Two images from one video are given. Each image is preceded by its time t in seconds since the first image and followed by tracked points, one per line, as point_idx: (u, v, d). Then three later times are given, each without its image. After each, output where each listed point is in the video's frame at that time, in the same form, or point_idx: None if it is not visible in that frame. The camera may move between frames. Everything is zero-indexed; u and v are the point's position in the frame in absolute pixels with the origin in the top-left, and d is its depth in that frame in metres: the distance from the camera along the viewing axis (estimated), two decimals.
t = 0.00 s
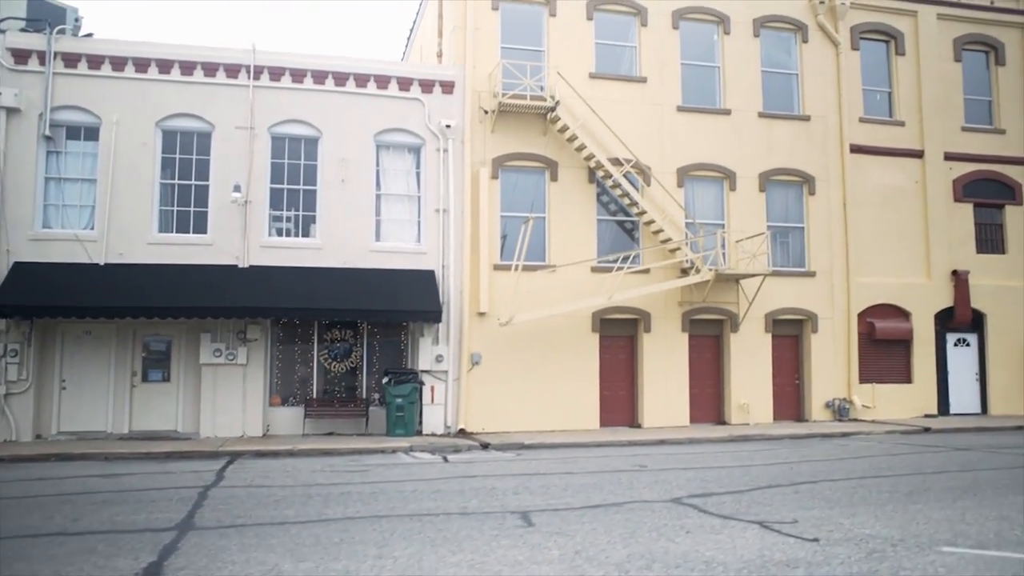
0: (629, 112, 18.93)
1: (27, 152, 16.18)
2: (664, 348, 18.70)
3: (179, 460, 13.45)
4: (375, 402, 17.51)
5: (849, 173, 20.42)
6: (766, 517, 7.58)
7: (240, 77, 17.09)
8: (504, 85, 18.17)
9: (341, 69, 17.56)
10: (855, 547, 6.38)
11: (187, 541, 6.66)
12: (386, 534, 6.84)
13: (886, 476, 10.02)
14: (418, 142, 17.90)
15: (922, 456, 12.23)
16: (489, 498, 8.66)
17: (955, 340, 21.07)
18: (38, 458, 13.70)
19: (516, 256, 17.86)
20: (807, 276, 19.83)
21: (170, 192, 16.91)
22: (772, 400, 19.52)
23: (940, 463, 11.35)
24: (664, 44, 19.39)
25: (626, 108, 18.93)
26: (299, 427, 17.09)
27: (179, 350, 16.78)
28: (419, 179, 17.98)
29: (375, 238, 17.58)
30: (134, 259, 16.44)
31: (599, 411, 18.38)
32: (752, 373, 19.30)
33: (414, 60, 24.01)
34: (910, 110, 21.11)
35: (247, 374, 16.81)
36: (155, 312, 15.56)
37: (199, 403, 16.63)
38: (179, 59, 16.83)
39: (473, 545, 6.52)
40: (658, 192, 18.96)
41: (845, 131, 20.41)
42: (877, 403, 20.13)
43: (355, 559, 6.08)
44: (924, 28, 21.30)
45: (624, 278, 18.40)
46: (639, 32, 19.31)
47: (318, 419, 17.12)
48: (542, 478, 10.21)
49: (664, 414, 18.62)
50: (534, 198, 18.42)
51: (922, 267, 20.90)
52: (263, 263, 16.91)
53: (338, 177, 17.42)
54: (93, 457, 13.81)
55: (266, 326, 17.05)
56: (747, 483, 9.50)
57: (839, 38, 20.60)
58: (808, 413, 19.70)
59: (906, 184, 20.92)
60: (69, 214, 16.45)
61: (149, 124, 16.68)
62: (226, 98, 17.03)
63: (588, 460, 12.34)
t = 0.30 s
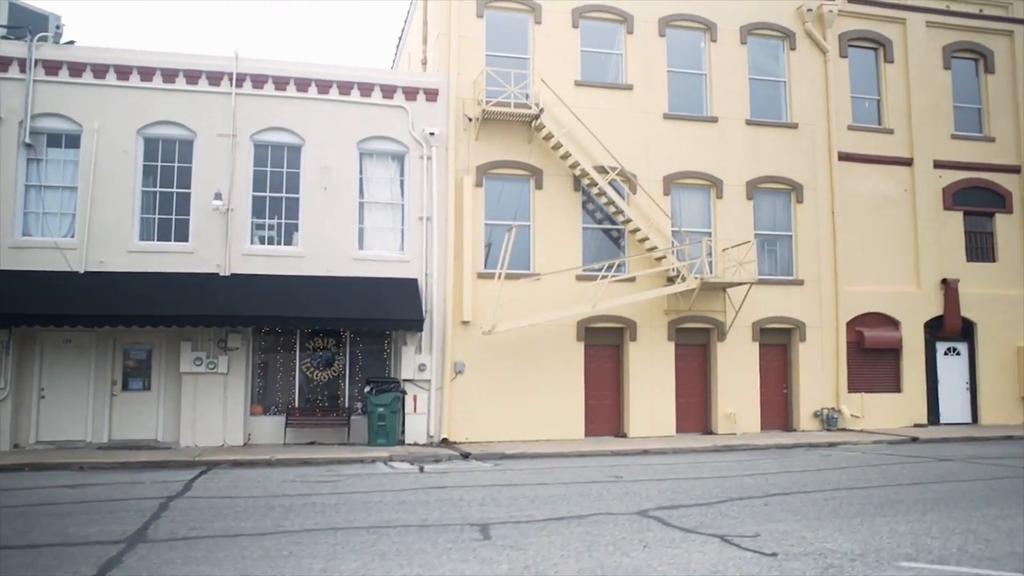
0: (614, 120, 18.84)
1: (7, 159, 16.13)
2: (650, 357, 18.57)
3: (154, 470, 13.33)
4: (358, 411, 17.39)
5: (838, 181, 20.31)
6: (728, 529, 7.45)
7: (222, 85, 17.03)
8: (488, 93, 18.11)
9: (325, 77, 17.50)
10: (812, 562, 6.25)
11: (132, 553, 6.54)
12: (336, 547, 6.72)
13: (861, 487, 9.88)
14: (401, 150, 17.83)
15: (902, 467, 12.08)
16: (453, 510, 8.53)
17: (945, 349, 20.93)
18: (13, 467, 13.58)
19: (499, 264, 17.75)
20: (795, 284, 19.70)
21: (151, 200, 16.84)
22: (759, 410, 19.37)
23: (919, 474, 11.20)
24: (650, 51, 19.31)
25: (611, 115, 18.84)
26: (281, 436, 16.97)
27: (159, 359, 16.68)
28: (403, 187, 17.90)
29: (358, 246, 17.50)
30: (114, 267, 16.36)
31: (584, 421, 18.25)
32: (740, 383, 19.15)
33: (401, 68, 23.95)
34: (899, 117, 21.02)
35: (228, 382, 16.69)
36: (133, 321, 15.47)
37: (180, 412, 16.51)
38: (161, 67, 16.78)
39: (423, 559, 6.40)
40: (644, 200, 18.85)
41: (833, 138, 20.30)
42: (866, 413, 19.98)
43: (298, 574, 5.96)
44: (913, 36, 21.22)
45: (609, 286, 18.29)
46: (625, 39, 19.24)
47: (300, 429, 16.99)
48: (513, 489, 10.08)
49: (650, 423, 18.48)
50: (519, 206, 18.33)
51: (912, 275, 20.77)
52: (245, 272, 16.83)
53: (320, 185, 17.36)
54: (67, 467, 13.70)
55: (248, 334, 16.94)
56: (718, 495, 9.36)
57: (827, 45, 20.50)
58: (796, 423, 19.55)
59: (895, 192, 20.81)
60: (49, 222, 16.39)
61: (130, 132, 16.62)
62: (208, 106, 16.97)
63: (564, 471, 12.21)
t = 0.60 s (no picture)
0: (600, 126, 18.75)
1: None
2: (636, 365, 18.44)
3: (128, 478, 13.21)
4: (340, 419, 17.28)
5: (826, 187, 20.18)
6: (690, 541, 7.33)
7: (205, 91, 16.97)
8: (472, 99, 18.03)
9: (307, 83, 17.44)
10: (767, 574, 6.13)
11: (77, 565, 6.44)
12: (286, 559, 6.61)
13: (835, 497, 9.74)
14: (385, 156, 17.76)
15: (882, 476, 11.94)
16: (415, 520, 8.41)
17: (935, 356, 20.78)
18: None
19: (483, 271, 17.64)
20: (783, 291, 19.56)
21: (132, 207, 16.76)
22: (747, 418, 19.22)
23: (898, 483, 11.06)
24: (636, 57, 19.22)
25: (597, 121, 18.75)
26: (262, 444, 16.85)
27: (140, 366, 16.55)
28: (386, 194, 17.82)
29: (341, 252, 17.41)
30: (94, 274, 16.26)
31: (569, 429, 18.11)
32: (727, 391, 19.00)
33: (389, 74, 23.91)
34: (887, 124, 20.92)
35: (209, 390, 16.56)
36: (112, 328, 15.37)
37: (160, 420, 16.38)
38: (143, 73, 16.72)
39: (372, 571, 6.29)
40: (630, 207, 18.74)
41: (822, 145, 20.19)
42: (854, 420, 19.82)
43: None
44: (901, 42, 21.13)
45: (595, 293, 18.17)
46: (611, 45, 19.16)
47: (281, 436, 16.86)
48: (483, 499, 9.96)
49: (636, 431, 18.33)
50: (503, 212, 18.23)
51: (901, 282, 20.63)
52: (227, 278, 16.74)
53: (303, 191, 17.29)
54: (42, 474, 13.58)
55: (229, 342, 16.83)
56: (688, 505, 9.22)
57: (815, 51, 20.40)
58: (784, 431, 19.39)
59: (884, 198, 20.69)
60: (29, 229, 16.30)
61: (112, 138, 16.55)
62: (189, 112, 16.91)
63: (540, 480, 12.09)
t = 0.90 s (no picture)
0: (585, 130, 18.66)
1: None
2: (621, 370, 18.31)
3: (102, 484, 13.10)
4: (323, 424, 17.15)
5: (814, 192, 20.06)
6: (649, 549, 7.21)
7: (187, 95, 16.90)
8: (456, 102, 17.94)
9: (290, 86, 17.37)
10: None
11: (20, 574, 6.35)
12: (234, 568, 6.51)
13: (807, 504, 9.60)
14: (369, 160, 17.69)
15: (861, 483, 11.80)
16: (377, 528, 8.30)
17: (924, 362, 20.64)
18: None
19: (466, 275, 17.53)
20: (771, 296, 19.43)
21: (113, 211, 16.67)
22: (734, 423, 19.07)
23: (875, 491, 10.92)
24: (622, 61, 19.13)
25: (582, 126, 18.66)
26: (244, 449, 16.73)
27: (120, 371, 16.44)
28: (370, 198, 17.73)
29: (324, 257, 17.32)
30: (73, 278, 16.17)
31: (554, 435, 17.98)
32: (713, 396, 18.86)
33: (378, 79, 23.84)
34: (876, 128, 20.81)
35: (190, 395, 16.43)
36: (90, 332, 15.27)
37: (140, 425, 16.25)
38: (124, 77, 16.64)
39: None
40: (615, 211, 18.62)
41: (810, 149, 20.06)
42: (843, 426, 19.67)
43: None
44: (890, 45, 21.03)
45: (580, 298, 18.05)
46: (597, 49, 19.07)
47: (263, 442, 16.74)
48: (451, 506, 9.83)
49: (621, 437, 18.20)
50: (488, 217, 18.13)
51: (890, 287, 20.50)
52: (208, 283, 16.65)
53: (285, 196, 17.21)
54: (17, 480, 13.48)
55: (210, 347, 16.72)
56: (657, 512, 9.09)
57: (803, 55, 20.30)
58: (771, 436, 19.24)
59: (873, 202, 20.56)
60: (9, 233, 16.24)
61: (92, 142, 16.47)
62: (171, 116, 16.84)
63: (515, 486, 11.96)
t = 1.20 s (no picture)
0: (569, 132, 18.57)
1: None
2: (604, 373, 18.19)
3: (73, 487, 13.01)
4: (303, 428, 17.05)
5: (800, 194, 19.93)
6: (600, 554, 7.10)
7: (167, 96, 16.85)
8: (437, 104, 17.86)
9: (270, 88, 17.31)
10: None
11: None
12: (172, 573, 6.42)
13: (774, 509, 9.47)
14: (350, 162, 17.63)
15: (835, 487, 11.66)
16: (332, 532, 8.20)
17: (912, 365, 20.49)
18: None
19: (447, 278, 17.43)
20: (756, 299, 19.30)
21: (92, 213, 16.62)
22: (718, 428, 18.94)
23: (847, 495, 10.78)
24: (606, 63, 19.04)
25: (566, 127, 18.56)
26: (222, 453, 16.61)
27: (98, 374, 16.34)
28: (351, 200, 17.66)
29: (304, 259, 17.26)
30: (51, 280, 16.11)
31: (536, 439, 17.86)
32: (698, 400, 18.73)
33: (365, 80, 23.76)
34: (863, 130, 20.69)
35: (168, 399, 16.31)
36: (66, 335, 15.20)
37: (118, 428, 16.14)
38: (104, 78, 16.59)
39: None
40: (598, 214, 18.51)
41: (796, 151, 19.94)
42: (829, 430, 19.52)
43: None
44: (877, 47, 20.91)
45: (562, 300, 17.93)
46: (581, 51, 18.98)
47: (242, 446, 16.64)
48: (414, 510, 9.72)
49: (604, 441, 18.08)
50: (470, 219, 18.03)
51: (878, 290, 20.36)
52: (187, 286, 16.58)
53: (265, 198, 17.15)
54: None
55: (189, 349, 16.61)
56: (619, 517, 8.96)
57: (789, 56, 20.18)
58: (756, 441, 19.10)
59: (860, 205, 20.42)
60: None
61: (71, 144, 16.43)
62: (150, 118, 16.79)
63: (486, 490, 11.85)
